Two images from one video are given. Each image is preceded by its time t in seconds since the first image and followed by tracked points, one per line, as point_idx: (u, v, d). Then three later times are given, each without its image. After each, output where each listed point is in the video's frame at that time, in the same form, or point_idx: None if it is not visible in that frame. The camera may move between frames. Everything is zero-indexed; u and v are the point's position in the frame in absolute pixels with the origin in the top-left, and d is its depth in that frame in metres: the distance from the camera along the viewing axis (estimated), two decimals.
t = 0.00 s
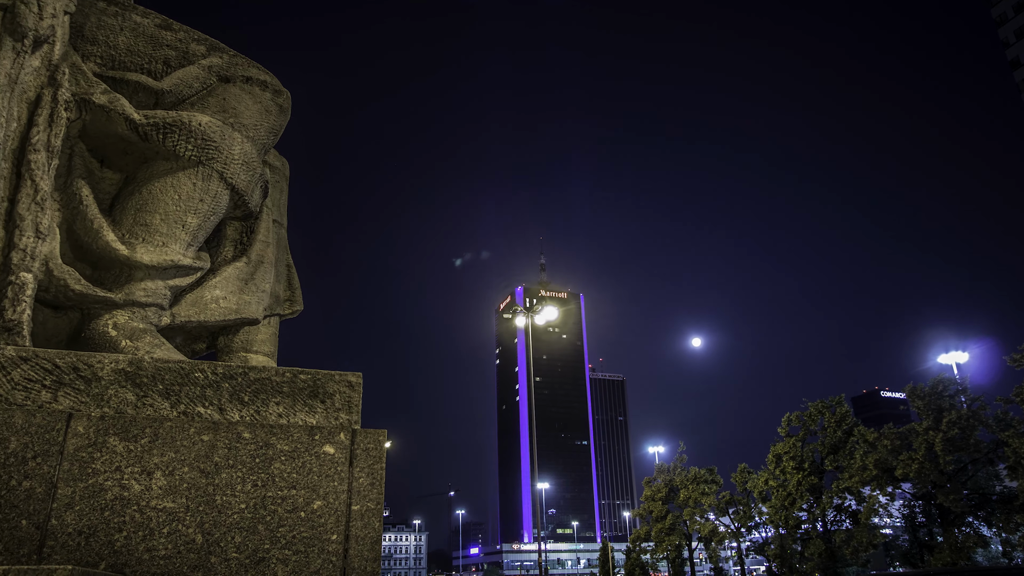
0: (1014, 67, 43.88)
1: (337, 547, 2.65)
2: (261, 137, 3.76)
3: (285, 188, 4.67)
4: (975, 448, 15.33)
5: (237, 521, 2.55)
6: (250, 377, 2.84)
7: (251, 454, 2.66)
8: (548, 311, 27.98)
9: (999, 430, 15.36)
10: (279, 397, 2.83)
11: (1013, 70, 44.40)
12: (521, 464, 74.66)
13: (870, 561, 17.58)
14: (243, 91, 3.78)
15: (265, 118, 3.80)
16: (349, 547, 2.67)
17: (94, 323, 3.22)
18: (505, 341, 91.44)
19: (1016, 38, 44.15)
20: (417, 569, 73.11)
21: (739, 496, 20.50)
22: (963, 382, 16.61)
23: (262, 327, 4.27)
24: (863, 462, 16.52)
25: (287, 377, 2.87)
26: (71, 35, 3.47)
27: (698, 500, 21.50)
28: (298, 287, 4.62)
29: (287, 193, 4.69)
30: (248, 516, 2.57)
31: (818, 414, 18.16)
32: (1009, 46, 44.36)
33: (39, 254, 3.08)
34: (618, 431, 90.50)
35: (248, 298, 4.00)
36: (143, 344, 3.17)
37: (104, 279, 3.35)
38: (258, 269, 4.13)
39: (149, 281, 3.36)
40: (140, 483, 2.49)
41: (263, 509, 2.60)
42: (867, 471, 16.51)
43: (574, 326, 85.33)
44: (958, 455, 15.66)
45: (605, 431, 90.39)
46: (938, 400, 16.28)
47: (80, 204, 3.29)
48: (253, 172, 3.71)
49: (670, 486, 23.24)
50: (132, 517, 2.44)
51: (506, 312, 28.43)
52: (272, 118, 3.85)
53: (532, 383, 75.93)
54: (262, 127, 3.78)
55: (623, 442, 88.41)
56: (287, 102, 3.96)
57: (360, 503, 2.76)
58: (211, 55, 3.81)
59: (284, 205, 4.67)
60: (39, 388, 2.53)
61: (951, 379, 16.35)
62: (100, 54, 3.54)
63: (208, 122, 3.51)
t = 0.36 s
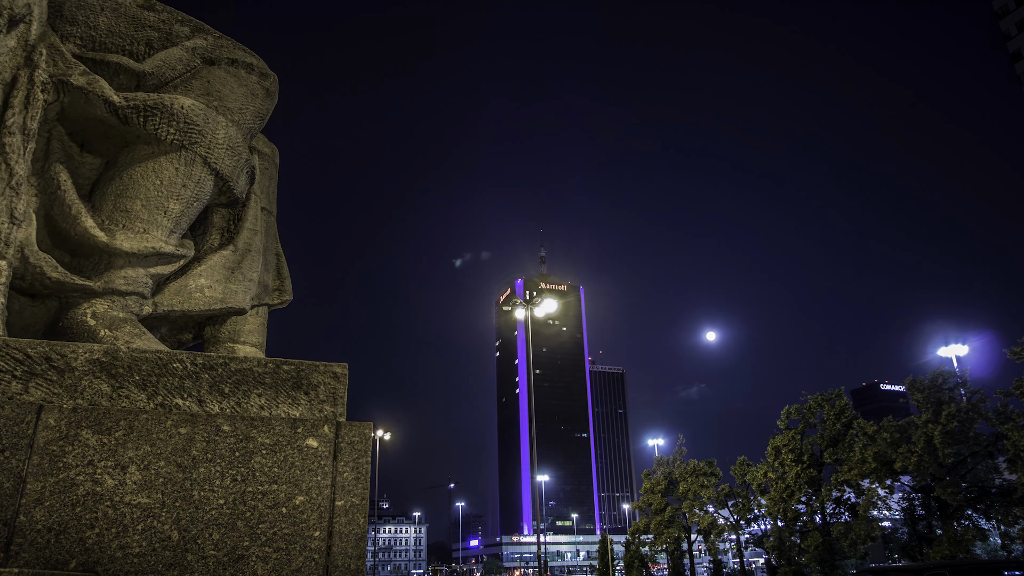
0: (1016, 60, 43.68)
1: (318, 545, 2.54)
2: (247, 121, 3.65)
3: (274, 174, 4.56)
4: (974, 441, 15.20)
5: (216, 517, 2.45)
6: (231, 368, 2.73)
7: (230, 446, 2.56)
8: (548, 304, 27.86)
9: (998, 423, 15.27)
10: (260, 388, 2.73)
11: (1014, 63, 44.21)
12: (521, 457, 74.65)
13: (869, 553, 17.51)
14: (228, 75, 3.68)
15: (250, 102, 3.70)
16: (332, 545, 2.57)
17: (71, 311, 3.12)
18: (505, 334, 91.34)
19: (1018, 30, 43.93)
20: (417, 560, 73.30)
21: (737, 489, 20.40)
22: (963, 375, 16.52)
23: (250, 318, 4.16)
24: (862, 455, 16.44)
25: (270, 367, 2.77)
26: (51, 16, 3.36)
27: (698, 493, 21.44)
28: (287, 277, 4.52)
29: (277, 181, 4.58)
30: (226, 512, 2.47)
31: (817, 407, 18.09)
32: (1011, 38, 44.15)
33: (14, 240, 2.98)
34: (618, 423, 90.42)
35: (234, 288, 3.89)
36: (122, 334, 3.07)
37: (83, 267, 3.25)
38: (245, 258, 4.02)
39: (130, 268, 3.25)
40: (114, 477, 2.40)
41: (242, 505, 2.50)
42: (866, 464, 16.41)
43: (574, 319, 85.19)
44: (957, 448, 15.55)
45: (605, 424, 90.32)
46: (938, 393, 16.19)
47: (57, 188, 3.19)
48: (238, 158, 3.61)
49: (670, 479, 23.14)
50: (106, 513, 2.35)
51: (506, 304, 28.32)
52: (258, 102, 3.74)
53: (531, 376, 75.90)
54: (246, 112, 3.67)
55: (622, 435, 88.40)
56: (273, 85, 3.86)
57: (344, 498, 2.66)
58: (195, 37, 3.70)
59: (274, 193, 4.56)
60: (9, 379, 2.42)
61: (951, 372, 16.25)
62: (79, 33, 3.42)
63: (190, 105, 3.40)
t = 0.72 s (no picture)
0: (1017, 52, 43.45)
1: (300, 543, 2.44)
2: (232, 105, 3.55)
3: (264, 161, 4.45)
4: (975, 434, 15.10)
5: (192, 514, 2.35)
6: (211, 360, 2.63)
7: (209, 441, 2.46)
8: (548, 296, 27.72)
9: (999, 416, 15.18)
10: (241, 380, 2.62)
11: (1017, 54, 43.93)
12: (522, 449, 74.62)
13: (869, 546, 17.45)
14: (212, 57, 3.57)
15: (236, 85, 3.59)
16: (315, 542, 2.47)
17: (48, 300, 3.02)
18: (506, 326, 91.17)
19: (1020, 23, 43.69)
20: (417, 552, 73.44)
21: (737, 482, 20.34)
22: (964, 368, 16.42)
23: (237, 307, 4.06)
24: (863, 448, 16.35)
25: (251, 359, 2.66)
26: None
27: (698, 486, 21.36)
28: (277, 267, 4.41)
29: (266, 168, 4.48)
30: (203, 508, 2.37)
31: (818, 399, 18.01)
32: (1013, 32, 43.91)
33: None
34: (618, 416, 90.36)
35: (220, 277, 3.78)
36: (100, 324, 2.96)
37: (61, 254, 3.15)
38: (232, 246, 3.92)
39: (109, 257, 3.15)
40: (86, 473, 2.30)
41: (220, 502, 2.40)
42: (866, 457, 16.32)
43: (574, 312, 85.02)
44: (958, 441, 15.45)
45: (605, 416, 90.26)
46: (939, 386, 16.08)
47: (34, 173, 3.08)
48: (223, 144, 3.50)
49: (670, 472, 23.05)
50: (77, 510, 2.24)
51: (506, 296, 28.17)
52: (244, 85, 3.63)
53: (532, 368, 75.81)
54: (232, 95, 3.56)
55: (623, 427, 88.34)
56: (260, 68, 3.75)
57: (328, 494, 2.56)
58: (179, 17, 3.59)
59: (263, 180, 4.45)
60: None
61: (952, 365, 16.16)
62: (58, 14, 3.30)
63: (172, 88, 3.30)
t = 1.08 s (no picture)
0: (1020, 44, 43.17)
1: (280, 541, 2.35)
2: (216, 89, 3.44)
3: (252, 148, 4.35)
4: (975, 427, 15.02)
5: (167, 511, 2.25)
6: (189, 349, 2.52)
7: (186, 436, 2.36)
8: (547, 288, 27.63)
9: (1000, 409, 15.09)
10: (221, 371, 2.52)
11: (1019, 48, 43.73)
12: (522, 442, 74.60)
13: (869, 539, 17.37)
14: (194, 38, 3.46)
15: (219, 68, 3.48)
16: (295, 541, 2.37)
17: (23, 288, 2.92)
18: (506, 319, 91.04)
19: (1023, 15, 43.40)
20: (417, 544, 73.55)
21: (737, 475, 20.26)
22: (965, 361, 16.32)
23: (224, 297, 3.96)
24: (863, 441, 16.27)
25: (231, 349, 2.56)
26: None
27: (698, 478, 21.29)
28: (265, 256, 4.31)
29: (255, 155, 4.36)
30: (179, 507, 2.27)
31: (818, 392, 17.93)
32: (1016, 23, 43.62)
33: None
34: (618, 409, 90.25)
35: (205, 266, 3.67)
36: (77, 314, 2.86)
37: (37, 242, 3.05)
38: (218, 236, 3.82)
39: (86, 244, 3.05)
40: (54, 467, 2.19)
41: (195, 500, 2.30)
42: (866, 450, 16.24)
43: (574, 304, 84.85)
44: (958, 434, 15.36)
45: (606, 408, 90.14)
46: (939, 379, 15.99)
47: (9, 157, 2.98)
48: (206, 130, 3.38)
49: (670, 464, 22.99)
50: (43, 507, 2.14)
51: (506, 289, 28.08)
52: (228, 68, 3.52)
53: (532, 361, 75.76)
54: (216, 79, 3.45)
55: (623, 420, 88.28)
56: (246, 51, 3.65)
57: (310, 490, 2.46)
58: None
59: (252, 167, 4.34)
60: None
61: (952, 358, 16.07)
62: None
63: (153, 69, 3.18)
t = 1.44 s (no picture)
0: None
1: (260, 539, 2.25)
2: (199, 71, 3.32)
3: (240, 135, 4.23)
4: (975, 420, 14.95)
5: (139, 509, 2.15)
6: (165, 340, 2.42)
7: (161, 432, 2.26)
8: (547, 281, 27.51)
9: (1000, 403, 15.01)
10: (198, 363, 2.41)
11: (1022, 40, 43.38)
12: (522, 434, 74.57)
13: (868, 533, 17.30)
14: (176, 20, 3.35)
15: (202, 49, 3.36)
16: (274, 540, 2.28)
17: None
18: (506, 312, 90.87)
19: None
20: (417, 537, 73.60)
21: (737, 468, 20.17)
22: (965, 354, 16.23)
23: (211, 288, 3.86)
24: (862, 434, 16.20)
25: (209, 340, 2.45)
26: None
27: (697, 471, 21.21)
28: (253, 246, 4.20)
29: (243, 142, 4.26)
30: (151, 505, 2.17)
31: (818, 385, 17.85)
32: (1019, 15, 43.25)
33: None
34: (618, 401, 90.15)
35: (190, 255, 3.57)
36: (51, 302, 2.75)
37: (12, 230, 2.95)
38: (203, 224, 3.71)
39: (63, 232, 2.95)
40: (20, 464, 2.09)
41: (168, 498, 2.20)
42: (866, 443, 16.17)
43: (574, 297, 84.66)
44: (958, 427, 15.29)
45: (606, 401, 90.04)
46: (940, 372, 15.90)
47: None
48: (188, 113, 3.28)
49: (670, 457, 22.90)
50: (10, 505, 2.04)
51: (506, 282, 27.94)
52: (212, 51, 3.41)
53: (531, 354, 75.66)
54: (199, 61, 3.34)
55: (623, 413, 88.20)
56: (231, 33, 3.54)
57: (290, 487, 2.36)
58: None
59: (241, 155, 4.24)
60: None
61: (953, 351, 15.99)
62: None
63: (132, 51, 3.07)
